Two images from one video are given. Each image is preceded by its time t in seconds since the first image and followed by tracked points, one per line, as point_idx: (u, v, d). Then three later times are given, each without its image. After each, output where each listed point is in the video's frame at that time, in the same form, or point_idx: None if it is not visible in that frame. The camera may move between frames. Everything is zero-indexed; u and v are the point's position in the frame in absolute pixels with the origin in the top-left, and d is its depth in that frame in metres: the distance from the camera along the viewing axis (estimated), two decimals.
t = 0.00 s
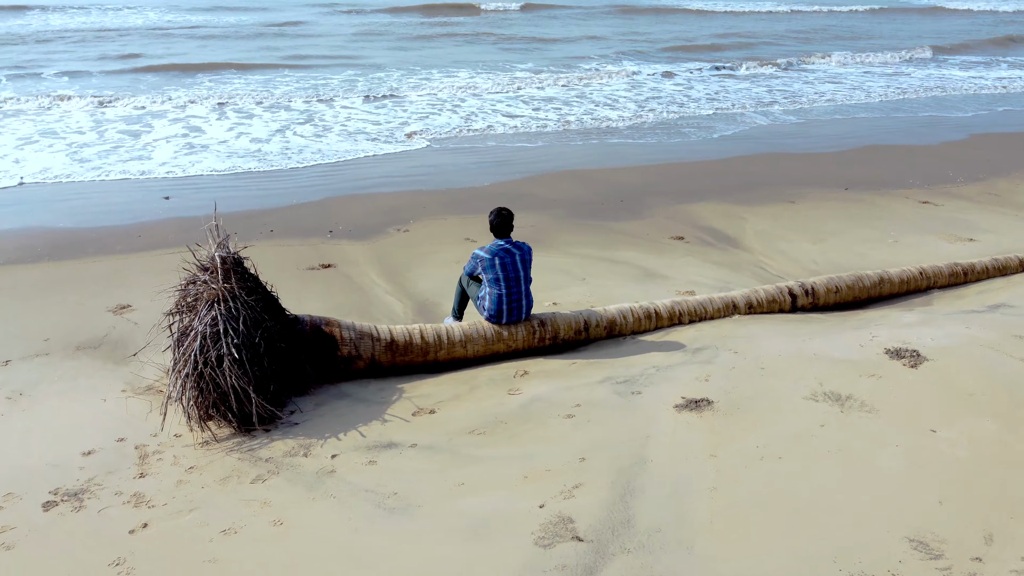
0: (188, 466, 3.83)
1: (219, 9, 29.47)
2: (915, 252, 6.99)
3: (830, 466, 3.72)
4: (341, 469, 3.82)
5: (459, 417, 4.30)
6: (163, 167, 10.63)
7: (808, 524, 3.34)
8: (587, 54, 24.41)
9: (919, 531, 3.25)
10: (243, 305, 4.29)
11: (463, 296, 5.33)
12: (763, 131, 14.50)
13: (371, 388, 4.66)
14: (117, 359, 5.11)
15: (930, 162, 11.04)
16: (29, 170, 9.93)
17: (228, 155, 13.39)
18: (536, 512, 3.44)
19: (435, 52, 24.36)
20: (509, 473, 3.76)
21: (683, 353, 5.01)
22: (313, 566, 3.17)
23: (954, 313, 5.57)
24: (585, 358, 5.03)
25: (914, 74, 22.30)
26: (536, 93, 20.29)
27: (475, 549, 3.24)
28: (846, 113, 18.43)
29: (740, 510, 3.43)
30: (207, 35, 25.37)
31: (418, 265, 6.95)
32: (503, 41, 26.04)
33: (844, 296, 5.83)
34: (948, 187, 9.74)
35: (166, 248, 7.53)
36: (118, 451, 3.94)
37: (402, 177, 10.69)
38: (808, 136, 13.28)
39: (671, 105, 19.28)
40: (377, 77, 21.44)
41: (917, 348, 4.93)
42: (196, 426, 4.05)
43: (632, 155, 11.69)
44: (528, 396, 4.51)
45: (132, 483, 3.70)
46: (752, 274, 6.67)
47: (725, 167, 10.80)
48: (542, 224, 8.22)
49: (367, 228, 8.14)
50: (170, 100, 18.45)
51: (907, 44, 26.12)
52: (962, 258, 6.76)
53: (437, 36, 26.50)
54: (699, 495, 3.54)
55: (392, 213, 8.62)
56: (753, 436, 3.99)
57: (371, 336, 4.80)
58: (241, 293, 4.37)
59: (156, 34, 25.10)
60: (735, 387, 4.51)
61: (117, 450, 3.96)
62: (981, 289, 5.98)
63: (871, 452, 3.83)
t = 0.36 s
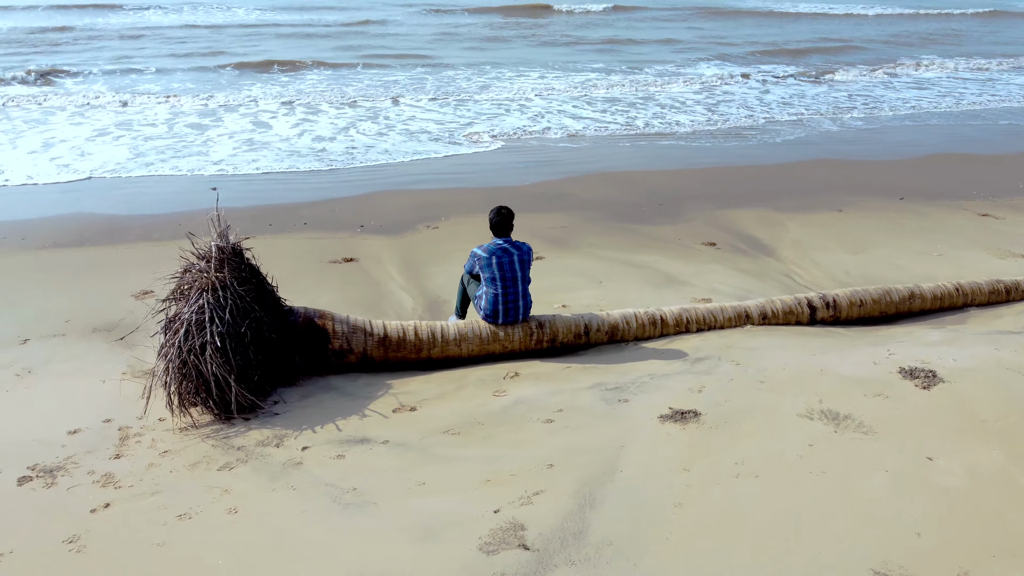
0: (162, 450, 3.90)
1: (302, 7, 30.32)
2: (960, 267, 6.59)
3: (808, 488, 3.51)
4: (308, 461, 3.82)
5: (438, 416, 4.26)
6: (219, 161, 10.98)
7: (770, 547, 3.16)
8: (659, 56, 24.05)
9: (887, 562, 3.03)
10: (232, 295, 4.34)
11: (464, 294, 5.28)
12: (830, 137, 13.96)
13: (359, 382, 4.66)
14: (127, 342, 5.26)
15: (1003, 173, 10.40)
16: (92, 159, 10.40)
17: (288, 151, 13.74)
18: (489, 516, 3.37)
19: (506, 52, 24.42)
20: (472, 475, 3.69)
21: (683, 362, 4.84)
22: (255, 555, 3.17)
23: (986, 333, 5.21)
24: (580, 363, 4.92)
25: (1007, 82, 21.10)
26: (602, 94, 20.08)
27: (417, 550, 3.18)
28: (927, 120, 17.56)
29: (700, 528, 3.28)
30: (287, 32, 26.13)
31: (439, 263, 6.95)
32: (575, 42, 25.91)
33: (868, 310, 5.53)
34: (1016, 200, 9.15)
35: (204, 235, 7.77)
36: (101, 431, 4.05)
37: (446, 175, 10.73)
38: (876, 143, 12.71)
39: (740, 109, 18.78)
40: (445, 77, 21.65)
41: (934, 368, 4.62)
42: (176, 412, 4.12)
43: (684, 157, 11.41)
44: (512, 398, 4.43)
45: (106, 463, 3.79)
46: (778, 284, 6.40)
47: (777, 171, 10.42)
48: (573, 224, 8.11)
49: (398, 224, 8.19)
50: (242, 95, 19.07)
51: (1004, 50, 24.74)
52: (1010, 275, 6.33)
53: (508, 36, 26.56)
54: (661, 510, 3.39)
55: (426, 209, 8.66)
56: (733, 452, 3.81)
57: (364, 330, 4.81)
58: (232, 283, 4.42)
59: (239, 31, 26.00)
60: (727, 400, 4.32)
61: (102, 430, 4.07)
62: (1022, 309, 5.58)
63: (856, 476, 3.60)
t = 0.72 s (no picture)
0: (143, 433, 3.99)
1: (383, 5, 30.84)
2: (1008, 285, 6.16)
3: (778, 512, 3.33)
4: (278, 453, 3.84)
5: (417, 414, 4.22)
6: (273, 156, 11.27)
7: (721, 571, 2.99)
8: (735, 58, 23.44)
9: None
10: (224, 284, 4.41)
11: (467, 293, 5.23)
12: (904, 143, 13.29)
13: (349, 376, 4.67)
14: (139, 325, 5.41)
15: None
16: (153, 150, 10.82)
17: (346, 146, 13.99)
18: (440, 519, 3.31)
19: (578, 52, 24.25)
20: (434, 476, 3.64)
21: (680, 372, 4.67)
22: (201, 543, 3.20)
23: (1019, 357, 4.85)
24: (575, 368, 4.81)
25: None
26: (671, 95, 19.70)
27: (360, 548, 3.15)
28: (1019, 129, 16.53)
29: (652, 546, 3.14)
30: (365, 29, 26.63)
31: (460, 260, 6.93)
32: (650, 43, 25.52)
33: (892, 326, 5.22)
34: None
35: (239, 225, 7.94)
36: (91, 412, 4.18)
37: (492, 173, 10.70)
38: (952, 151, 12.02)
39: (814, 113, 18.10)
40: (514, 75, 21.66)
41: (949, 392, 4.32)
42: (162, 396, 4.21)
43: (739, 161, 11.07)
44: (495, 400, 4.36)
45: (87, 442, 3.90)
46: (805, 295, 6.11)
47: (835, 177, 9.98)
48: (606, 226, 7.96)
49: (430, 221, 8.21)
50: (314, 90, 19.54)
51: None
52: None
53: (581, 36, 26.38)
54: (617, 524, 3.27)
55: (461, 207, 8.66)
56: (707, 469, 3.64)
57: (359, 324, 4.81)
58: (227, 273, 4.49)
59: (319, 27, 26.62)
60: (716, 414, 4.14)
61: (92, 411, 4.19)
62: None
63: (834, 503, 3.39)
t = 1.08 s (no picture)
0: (125, 416, 4.08)
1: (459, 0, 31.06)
2: None
3: (737, 534, 3.15)
4: (248, 442, 3.87)
5: (394, 411, 4.20)
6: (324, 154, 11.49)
7: None
8: (812, 59, 22.67)
9: None
10: (216, 274, 4.46)
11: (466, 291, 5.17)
12: (980, 151, 12.56)
13: (338, 369, 4.68)
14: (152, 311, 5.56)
15: None
16: (208, 142, 11.16)
17: (401, 142, 14.13)
18: (386, 519, 3.27)
19: (648, 50, 23.88)
20: (394, 476, 3.60)
21: (673, 382, 4.50)
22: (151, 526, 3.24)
23: None
24: (566, 372, 4.69)
25: None
26: (739, 95, 19.19)
27: (301, 543, 3.14)
28: None
29: (595, 561, 3.02)
30: (437, 24, 26.88)
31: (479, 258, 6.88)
32: (724, 42, 24.93)
33: (912, 344, 4.91)
34: None
35: (273, 215, 8.09)
36: (82, 393, 4.30)
37: (535, 172, 10.62)
38: None
39: (890, 118, 17.33)
40: (580, 73, 21.50)
41: (957, 418, 4.02)
42: (149, 382, 4.29)
43: (793, 164, 10.67)
44: (475, 401, 4.28)
45: (71, 422, 4.01)
46: (829, 307, 5.82)
47: (892, 184, 9.51)
48: (636, 228, 7.78)
49: (460, 217, 8.20)
50: (379, 85, 19.85)
51: None
52: None
53: (653, 34, 25.96)
54: (564, 536, 3.16)
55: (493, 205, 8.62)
56: (673, 485, 3.49)
57: (352, 319, 4.81)
58: (221, 263, 4.55)
59: (393, 22, 26.99)
60: (698, 428, 3.96)
61: (85, 392, 4.32)
62: None
63: (801, 528, 3.20)
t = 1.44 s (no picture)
0: (113, 402, 4.16)
1: None
2: None
3: (693, 555, 3.01)
4: (224, 433, 3.90)
5: (373, 408, 4.17)
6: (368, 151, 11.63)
7: None
8: (885, 62, 21.83)
9: None
10: (211, 265, 4.51)
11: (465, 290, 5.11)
12: None
13: (329, 364, 4.69)
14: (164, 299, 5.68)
15: None
16: (256, 137, 11.40)
17: (449, 141, 14.17)
18: (338, 519, 3.24)
19: (713, 49, 23.39)
20: (357, 474, 3.57)
21: (664, 391, 4.35)
22: (111, 511, 3.29)
23: None
24: (556, 377, 4.58)
25: None
26: (803, 97, 18.61)
27: (251, 535, 3.14)
28: None
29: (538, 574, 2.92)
30: (501, 22, 26.91)
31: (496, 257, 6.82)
32: (794, 42, 24.21)
33: (928, 364, 4.63)
34: None
35: (304, 207, 8.20)
36: (79, 376, 4.41)
37: (574, 172, 10.50)
38: None
39: (963, 124, 16.52)
40: (640, 72, 21.21)
41: (960, 445, 3.77)
42: (141, 368, 4.37)
43: (844, 169, 10.26)
44: (456, 403, 4.23)
45: (60, 405, 4.11)
46: (850, 319, 5.55)
47: (946, 193, 9.04)
48: (663, 231, 7.60)
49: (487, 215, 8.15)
50: (438, 81, 19.98)
51: None
52: None
53: (720, 33, 25.38)
54: (512, 546, 3.08)
55: (523, 203, 8.54)
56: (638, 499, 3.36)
57: (346, 314, 4.81)
58: (218, 255, 4.60)
59: (458, 19, 27.13)
60: (679, 441, 3.81)
61: (80, 376, 4.43)
62: None
63: (762, 552, 3.03)
